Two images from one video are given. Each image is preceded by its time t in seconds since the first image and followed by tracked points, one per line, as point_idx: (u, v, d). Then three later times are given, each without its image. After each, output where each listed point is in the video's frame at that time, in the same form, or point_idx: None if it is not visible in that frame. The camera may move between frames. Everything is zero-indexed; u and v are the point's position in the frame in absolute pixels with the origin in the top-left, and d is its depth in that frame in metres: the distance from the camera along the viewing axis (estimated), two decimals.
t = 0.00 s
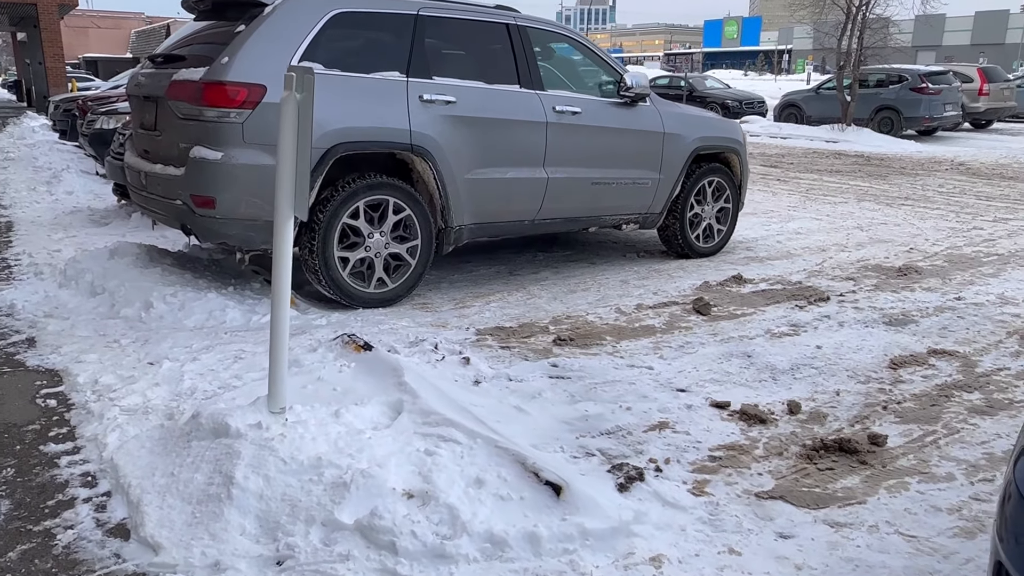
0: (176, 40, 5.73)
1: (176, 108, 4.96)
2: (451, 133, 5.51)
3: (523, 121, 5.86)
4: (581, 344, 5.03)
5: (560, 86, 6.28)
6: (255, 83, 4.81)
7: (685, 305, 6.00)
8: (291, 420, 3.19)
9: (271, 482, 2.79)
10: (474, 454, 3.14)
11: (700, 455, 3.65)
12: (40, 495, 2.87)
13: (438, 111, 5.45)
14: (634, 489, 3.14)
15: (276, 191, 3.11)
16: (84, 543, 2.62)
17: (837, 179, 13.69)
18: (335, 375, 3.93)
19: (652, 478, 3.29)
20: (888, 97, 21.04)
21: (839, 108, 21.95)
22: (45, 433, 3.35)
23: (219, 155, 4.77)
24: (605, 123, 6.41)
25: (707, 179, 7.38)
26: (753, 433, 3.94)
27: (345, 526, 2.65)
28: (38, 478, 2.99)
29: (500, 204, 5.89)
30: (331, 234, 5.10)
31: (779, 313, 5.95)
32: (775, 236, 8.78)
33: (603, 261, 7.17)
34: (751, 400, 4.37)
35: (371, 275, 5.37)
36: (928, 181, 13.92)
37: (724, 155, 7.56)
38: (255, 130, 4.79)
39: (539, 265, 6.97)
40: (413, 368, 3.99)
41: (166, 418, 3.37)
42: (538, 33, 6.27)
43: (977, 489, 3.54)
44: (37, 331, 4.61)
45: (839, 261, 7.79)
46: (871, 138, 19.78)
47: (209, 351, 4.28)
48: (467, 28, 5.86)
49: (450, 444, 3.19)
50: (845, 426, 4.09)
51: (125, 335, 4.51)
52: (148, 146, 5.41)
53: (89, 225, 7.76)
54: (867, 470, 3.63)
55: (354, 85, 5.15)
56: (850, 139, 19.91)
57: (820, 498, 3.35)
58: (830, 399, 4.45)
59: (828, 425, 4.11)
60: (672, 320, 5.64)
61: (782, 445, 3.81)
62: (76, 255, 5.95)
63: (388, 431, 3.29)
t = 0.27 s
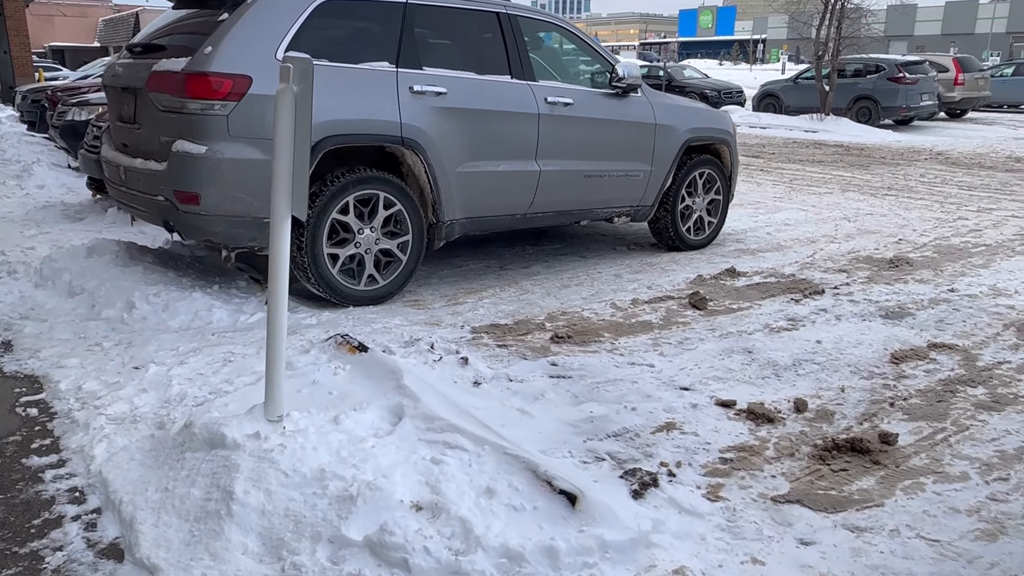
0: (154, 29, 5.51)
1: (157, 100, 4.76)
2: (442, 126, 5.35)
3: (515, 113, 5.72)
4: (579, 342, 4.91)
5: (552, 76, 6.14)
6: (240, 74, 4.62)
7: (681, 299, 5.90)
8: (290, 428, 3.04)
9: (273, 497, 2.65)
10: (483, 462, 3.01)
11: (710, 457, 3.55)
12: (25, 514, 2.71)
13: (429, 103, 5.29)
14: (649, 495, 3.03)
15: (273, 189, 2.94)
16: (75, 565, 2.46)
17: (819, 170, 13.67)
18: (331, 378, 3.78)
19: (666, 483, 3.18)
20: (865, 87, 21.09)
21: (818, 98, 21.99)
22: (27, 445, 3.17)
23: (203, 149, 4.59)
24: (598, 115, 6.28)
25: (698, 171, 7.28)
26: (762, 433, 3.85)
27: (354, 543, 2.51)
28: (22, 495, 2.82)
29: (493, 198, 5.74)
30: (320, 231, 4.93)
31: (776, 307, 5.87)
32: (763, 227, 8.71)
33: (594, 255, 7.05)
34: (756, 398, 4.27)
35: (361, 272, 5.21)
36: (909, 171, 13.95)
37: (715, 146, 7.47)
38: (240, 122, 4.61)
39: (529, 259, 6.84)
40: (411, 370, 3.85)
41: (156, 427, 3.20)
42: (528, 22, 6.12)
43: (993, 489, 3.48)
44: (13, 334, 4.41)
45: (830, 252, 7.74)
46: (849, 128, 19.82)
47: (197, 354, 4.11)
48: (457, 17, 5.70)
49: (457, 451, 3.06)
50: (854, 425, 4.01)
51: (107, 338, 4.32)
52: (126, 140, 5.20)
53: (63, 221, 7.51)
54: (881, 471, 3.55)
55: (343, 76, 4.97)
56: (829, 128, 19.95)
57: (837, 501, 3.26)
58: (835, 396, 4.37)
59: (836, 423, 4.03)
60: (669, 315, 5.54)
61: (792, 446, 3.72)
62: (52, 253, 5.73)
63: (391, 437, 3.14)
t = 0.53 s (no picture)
0: (129, 18, 5.33)
1: (134, 92, 4.61)
2: (429, 118, 5.24)
3: (502, 105, 5.62)
4: (572, 337, 4.83)
5: (538, 67, 6.05)
6: (221, 65, 4.48)
7: (670, 293, 5.85)
8: (284, 434, 2.93)
9: (270, 508, 2.57)
10: (485, 465, 2.92)
11: (712, 455, 3.50)
12: (8, 529, 2.59)
13: (415, 95, 5.18)
14: (655, 497, 2.97)
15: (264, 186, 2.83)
16: None
17: (797, 160, 13.70)
18: (322, 379, 3.68)
19: (671, 484, 3.12)
20: (839, 78, 21.20)
21: (793, 89, 22.07)
22: (7, 455, 3.04)
23: (183, 143, 4.44)
24: (584, 107, 6.20)
25: (684, 163, 7.23)
26: (761, 430, 3.80)
27: (357, 555, 2.43)
28: (4, 508, 2.70)
29: (480, 192, 5.64)
30: (305, 227, 4.81)
31: (765, 300, 5.83)
32: (747, 219, 8.68)
33: (579, 248, 6.98)
34: (753, 394, 4.23)
35: (347, 269, 5.10)
36: (886, 161, 14.02)
37: (699, 138, 7.42)
38: (222, 116, 4.46)
39: (515, 253, 6.76)
40: (405, 370, 3.75)
41: (142, 434, 3.09)
42: (514, 12, 6.01)
43: (995, 483, 3.46)
44: None
45: (814, 244, 7.73)
46: (824, 118, 19.91)
47: (181, 355, 3.99)
48: (442, 7, 5.58)
49: (457, 455, 2.97)
50: (852, 420, 3.97)
51: (87, 339, 4.18)
52: (101, 134, 5.03)
53: (34, 216, 7.29)
54: (883, 467, 3.51)
55: (327, 68, 4.84)
56: (804, 119, 20.03)
57: (842, 499, 3.22)
58: (831, 391, 4.33)
59: (835, 418, 3.99)
60: (659, 309, 5.48)
61: (793, 443, 3.67)
62: (24, 250, 5.54)
63: (388, 440, 3.05)
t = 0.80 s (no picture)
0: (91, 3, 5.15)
1: (99, 79, 4.44)
2: (406, 106, 5.13)
3: (479, 93, 5.52)
4: (554, 328, 4.76)
5: (515, 54, 5.96)
6: (191, 51, 4.33)
7: (651, 282, 5.80)
8: (264, 431, 2.82)
9: (252, 509, 2.47)
10: (474, 460, 2.84)
11: (701, 445, 3.44)
12: None
13: (391, 82, 5.07)
14: (647, 489, 2.91)
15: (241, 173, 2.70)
16: None
17: (770, 150, 13.74)
18: (301, 373, 3.57)
19: (662, 476, 3.06)
20: (809, 68, 21.32)
21: (763, 79, 22.16)
22: None
23: (152, 132, 4.29)
24: (562, 94, 6.13)
25: (661, 152, 7.18)
26: (749, 419, 3.76)
27: (345, 556, 2.34)
28: None
29: (457, 181, 5.55)
30: (280, 218, 4.68)
31: (746, 288, 5.80)
32: (723, 208, 8.67)
33: (558, 239, 6.91)
34: (739, 382, 4.18)
35: (323, 261, 4.98)
36: (857, 150, 14.11)
37: (676, 127, 7.37)
38: (191, 103, 4.32)
39: (493, 244, 6.67)
40: (386, 363, 3.66)
41: (114, 434, 2.96)
42: None
43: (984, 469, 3.44)
44: None
45: (791, 232, 7.73)
46: (795, 108, 20.01)
47: (153, 351, 3.85)
48: None
49: (445, 450, 2.89)
50: (839, 407, 3.94)
51: (54, 336, 4.03)
52: (65, 123, 4.86)
53: None
54: (873, 454, 3.48)
55: (301, 54, 4.72)
56: (775, 109, 20.11)
57: (834, 488, 3.18)
58: (816, 378, 4.30)
59: (822, 406, 3.96)
60: (641, 299, 5.43)
61: (782, 431, 3.63)
62: None
63: (373, 436, 2.96)
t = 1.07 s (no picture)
0: None
1: (52, 69, 4.23)
2: (376, 97, 4.97)
3: (452, 83, 5.37)
4: (533, 324, 4.64)
5: (488, 43, 5.81)
6: (149, 40, 4.14)
7: (630, 276, 5.69)
8: (233, 441, 2.67)
9: (221, 526, 2.32)
10: (456, 467, 2.71)
11: (689, 444, 3.34)
12: None
13: (361, 72, 4.90)
14: (636, 493, 2.80)
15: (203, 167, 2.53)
16: None
17: (743, 140, 13.72)
18: (272, 377, 3.41)
19: (651, 478, 2.95)
20: (778, 59, 21.38)
21: (733, 70, 22.19)
22: None
23: (109, 125, 4.09)
24: (536, 84, 5.99)
25: (637, 143, 7.08)
26: (736, 415, 3.66)
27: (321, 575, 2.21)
28: None
29: (431, 174, 5.39)
30: (247, 214, 4.51)
31: (726, 281, 5.72)
32: (699, 199, 8.59)
33: (533, 232, 6.79)
34: (723, 378, 4.09)
35: (293, 257, 4.80)
36: (828, 140, 14.14)
37: (652, 117, 7.27)
38: (151, 94, 4.13)
39: (467, 238, 6.53)
40: (361, 364, 3.51)
41: (72, 445, 2.79)
42: None
43: (975, 463, 3.37)
44: None
45: (768, 223, 7.67)
46: (765, 99, 20.05)
47: (114, 355, 3.67)
48: None
49: (425, 456, 2.75)
50: (825, 402, 3.86)
51: (8, 341, 3.83)
52: (17, 116, 4.62)
53: None
54: (863, 450, 3.41)
55: (267, 42, 4.53)
56: (745, 99, 20.14)
57: (826, 486, 3.09)
58: (801, 372, 4.22)
59: (808, 401, 3.87)
60: (620, 293, 5.32)
61: (770, 428, 3.54)
62: None
63: (348, 443, 2.81)
